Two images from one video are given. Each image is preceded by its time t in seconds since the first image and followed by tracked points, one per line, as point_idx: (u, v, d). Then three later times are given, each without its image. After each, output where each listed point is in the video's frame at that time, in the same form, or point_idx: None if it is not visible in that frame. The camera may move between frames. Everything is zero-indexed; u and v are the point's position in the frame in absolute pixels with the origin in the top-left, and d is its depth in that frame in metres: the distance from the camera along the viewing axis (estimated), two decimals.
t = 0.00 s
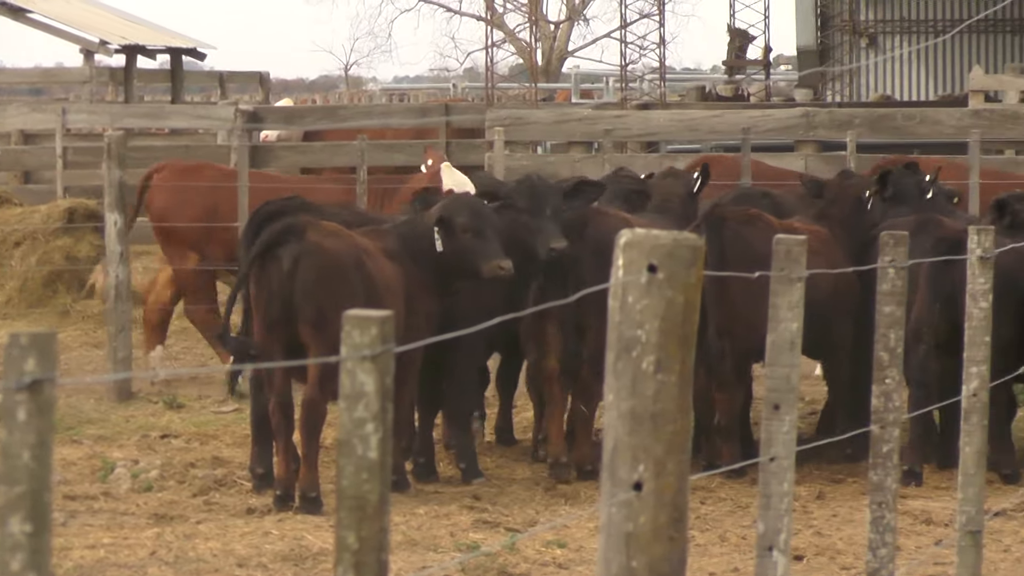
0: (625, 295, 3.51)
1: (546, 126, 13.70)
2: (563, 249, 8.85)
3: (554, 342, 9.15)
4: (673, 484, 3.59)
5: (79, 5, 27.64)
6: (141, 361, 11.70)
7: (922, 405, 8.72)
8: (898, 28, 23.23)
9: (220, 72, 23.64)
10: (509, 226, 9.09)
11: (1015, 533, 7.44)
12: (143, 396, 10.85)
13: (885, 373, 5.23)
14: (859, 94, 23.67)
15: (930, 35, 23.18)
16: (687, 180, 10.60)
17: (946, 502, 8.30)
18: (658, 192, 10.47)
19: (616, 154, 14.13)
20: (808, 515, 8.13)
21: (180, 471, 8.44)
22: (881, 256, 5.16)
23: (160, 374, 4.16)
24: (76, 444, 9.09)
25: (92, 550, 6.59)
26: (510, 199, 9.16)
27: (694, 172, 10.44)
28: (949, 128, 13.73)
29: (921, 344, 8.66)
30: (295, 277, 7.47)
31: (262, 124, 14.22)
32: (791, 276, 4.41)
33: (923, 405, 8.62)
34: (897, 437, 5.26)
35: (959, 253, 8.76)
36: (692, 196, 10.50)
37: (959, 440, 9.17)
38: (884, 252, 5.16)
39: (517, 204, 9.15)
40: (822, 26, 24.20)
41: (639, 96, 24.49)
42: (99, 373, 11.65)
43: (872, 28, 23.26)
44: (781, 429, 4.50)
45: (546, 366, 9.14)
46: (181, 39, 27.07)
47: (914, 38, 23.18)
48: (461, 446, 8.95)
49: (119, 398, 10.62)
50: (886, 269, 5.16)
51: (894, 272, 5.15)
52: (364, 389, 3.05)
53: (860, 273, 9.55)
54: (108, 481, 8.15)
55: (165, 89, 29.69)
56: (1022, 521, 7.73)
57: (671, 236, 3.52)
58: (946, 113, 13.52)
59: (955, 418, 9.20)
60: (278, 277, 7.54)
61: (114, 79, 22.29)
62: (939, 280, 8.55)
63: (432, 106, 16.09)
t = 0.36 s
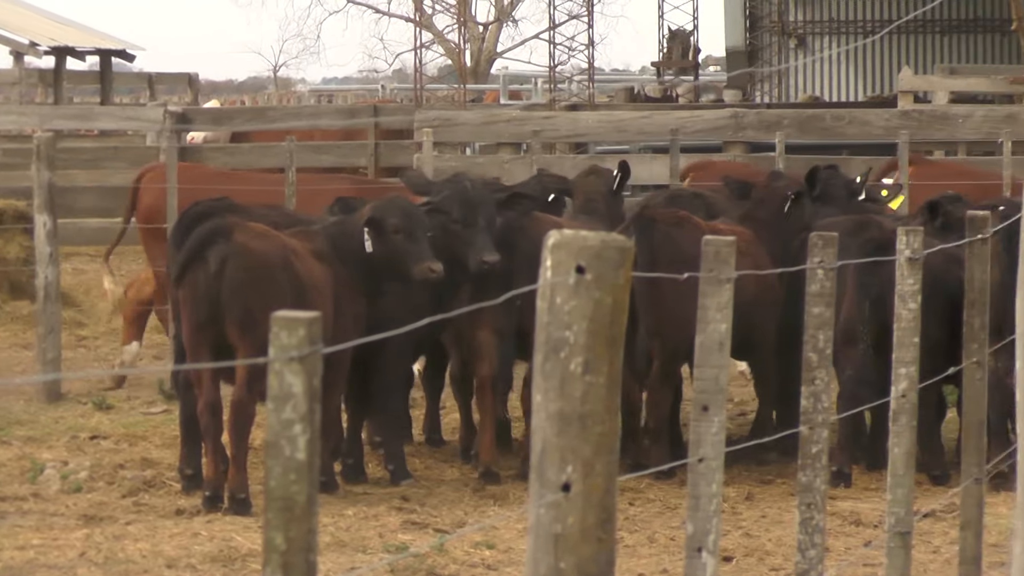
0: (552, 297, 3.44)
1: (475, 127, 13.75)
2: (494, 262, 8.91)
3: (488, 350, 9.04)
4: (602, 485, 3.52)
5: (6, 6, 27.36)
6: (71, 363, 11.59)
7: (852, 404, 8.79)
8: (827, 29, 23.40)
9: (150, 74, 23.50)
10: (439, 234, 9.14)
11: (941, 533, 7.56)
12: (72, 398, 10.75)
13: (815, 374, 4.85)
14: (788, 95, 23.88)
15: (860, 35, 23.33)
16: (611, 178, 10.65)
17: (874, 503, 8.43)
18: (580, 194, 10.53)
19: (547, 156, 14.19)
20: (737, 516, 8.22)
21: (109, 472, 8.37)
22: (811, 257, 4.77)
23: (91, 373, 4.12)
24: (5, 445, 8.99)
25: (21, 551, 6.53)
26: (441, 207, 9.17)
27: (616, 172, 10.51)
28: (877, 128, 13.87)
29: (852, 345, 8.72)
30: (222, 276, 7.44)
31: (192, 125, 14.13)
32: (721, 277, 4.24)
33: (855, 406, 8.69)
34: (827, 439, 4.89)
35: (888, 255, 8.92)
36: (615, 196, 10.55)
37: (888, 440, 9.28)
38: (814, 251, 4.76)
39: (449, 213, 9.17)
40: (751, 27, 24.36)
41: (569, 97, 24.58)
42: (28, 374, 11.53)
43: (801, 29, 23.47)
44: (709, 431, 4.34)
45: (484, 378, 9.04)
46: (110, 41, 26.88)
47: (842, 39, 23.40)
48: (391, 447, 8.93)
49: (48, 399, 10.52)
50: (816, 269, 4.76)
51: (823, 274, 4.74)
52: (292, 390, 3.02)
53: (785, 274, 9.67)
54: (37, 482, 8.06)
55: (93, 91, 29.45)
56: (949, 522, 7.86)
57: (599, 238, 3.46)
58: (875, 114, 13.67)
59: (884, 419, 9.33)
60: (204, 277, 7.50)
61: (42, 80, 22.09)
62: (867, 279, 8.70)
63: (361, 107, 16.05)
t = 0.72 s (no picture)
0: (502, 299, 3.43)
1: (423, 129, 13.76)
2: (442, 265, 8.90)
3: (444, 350, 9.06)
4: (551, 486, 3.50)
5: None
6: (21, 365, 11.49)
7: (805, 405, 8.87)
8: (775, 31, 23.59)
9: (97, 76, 23.32)
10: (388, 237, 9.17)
11: (891, 535, 7.64)
12: (21, 399, 10.64)
13: (764, 377, 4.79)
14: (738, 97, 24.01)
15: (810, 37, 23.52)
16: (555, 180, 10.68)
17: (823, 506, 8.51)
18: (522, 198, 10.54)
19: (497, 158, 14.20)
20: (687, 518, 8.27)
21: (58, 475, 8.30)
22: (759, 258, 4.73)
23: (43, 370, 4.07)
24: None
25: None
26: (390, 211, 9.19)
27: (560, 175, 10.55)
28: (826, 130, 13.95)
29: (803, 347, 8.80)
30: (171, 279, 7.40)
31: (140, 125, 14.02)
32: (669, 278, 4.21)
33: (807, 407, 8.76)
34: (776, 440, 4.82)
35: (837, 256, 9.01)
36: (558, 198, 10.58)
37: (837, 441, 9.39)
38: (763, 253, 4.72)
39: (399, 216, 9.19)
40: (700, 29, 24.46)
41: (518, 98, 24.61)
42: None
43: (750, 30, 23.65)
44: (660, 432, 4.29)
45: (438, 379, 9.07)
46: (57, 42, 26.62)
47: (791, 40, 23.56)
48: (341, 449, 8.93)
49: None
50: (764, 271, 4.72)
51: (772, 276, 4.69)
52: (241, 392, 3.00)
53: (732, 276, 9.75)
54: None
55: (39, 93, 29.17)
56: (898, 523, 7.95)
57: (548, 239, 3.45)
58: (823, 116, 13.70)
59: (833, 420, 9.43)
60: (153, 280, 7.46)
61: None
62: (816, 282, 8.78)
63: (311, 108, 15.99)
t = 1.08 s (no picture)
0: (458, 300, 3.33)
1: (379, 131, 13.77)
2: (399, 266, 8.92)
3: (404, 352, 9.06)
4: (508, 487, 3.39)
5: None
6: None
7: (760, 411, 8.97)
8: (732, 32, 23.74)
9: (53, 78, 23.21)
10: (345, 239, 9.19)
11: (848, 537, 7.71)
12: None
13: (721, 377, 4.68)
14: (694, 98, 24.11)
15: (766, 38, 23.67)
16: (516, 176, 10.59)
17: (779, 507, 8.57)
18: (473, 199, 10.56)
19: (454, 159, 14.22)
20: (644, 520, 8.30)
21: (14, 476, 8.25)
22: (716, 260, 4.61)
23: None
24: None
25: None
26: (348, 213, 9.19)
27: (509, 175, 10.50)
28: (783, 132, 14.00)
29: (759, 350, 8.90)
30: (128, 281, 7.37)
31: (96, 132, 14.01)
32: (625, 280, 4.08)
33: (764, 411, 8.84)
34: (732, 443, 4.71)
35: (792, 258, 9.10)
36: (511, 196, 10.56)
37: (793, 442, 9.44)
38: (719, 255, 4.59)
39: (357, 218, 9.20)
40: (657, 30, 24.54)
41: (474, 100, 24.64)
42: None
43: (707, 32, 23.79)
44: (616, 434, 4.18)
45: (399, 383, 9.04)
46: (11, 44, 26.47)
47: (748, 42, 23.72)
48: (297, 451, 8.89)
49: None
50: (721, 273, 4.60)
51: (729, 278, 4.59)
52: (197, 394, 2.97)
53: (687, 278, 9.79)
54: None
55: None
56: (855, 525, 8.01)
57: (504, 241, 3.35)
58: (780, 118, 13.75)
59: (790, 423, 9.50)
60: (110, 283, 7.42)
61: None
62: (772, 286, 8.87)
63: (268, 109, 15.95)
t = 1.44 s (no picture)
0: (406, 302, 3.35)
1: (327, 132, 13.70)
2: (348, 268, 8.92)
3: (352, 354, 9.05)
4: (457, 487, 3.41)
5: None
6: None
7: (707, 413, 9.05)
8: (681, 34, 23.96)
9: None
10: (293, 239, 9.15)
11: (796, 538, 7.78)
12: None
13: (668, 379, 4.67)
14: (643, 100, 24.23)
15: (715, 40, 23.89)
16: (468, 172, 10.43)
17: (727, 509, 8.64)
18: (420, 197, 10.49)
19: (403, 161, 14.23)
20: (592, 522, 8.34)
21: None
22: (664, 261, 4.61)
23: None
24: None
25: None
26: (295, 213, 9.13)
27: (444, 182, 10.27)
28: (731, 133, 14.07)
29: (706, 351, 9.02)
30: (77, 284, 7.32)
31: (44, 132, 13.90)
32: (574, 283, 4.08)
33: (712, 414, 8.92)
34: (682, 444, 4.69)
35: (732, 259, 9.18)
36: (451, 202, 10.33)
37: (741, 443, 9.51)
38: (668, 256, 4.59)
39: (304, 219, 9.16)
40: (605, 32, 24.65)
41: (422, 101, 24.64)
42: None
43: (655, 34, 23.98)
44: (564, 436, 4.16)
45: (344, 384, 9.01)
46: None
47: (697, 44, 23.96)
48: (245, 452, 8.85)
49: None
50: (670, 273, 4.62)
51: (678, 279, 4.61)
52: (147, 396, 2.96)
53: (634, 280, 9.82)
54: None
55: None
56: (802, 526, 8.08)
57: (452, 242, 3.36)
58: (729, 119, 13.82)
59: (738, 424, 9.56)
60: (59, 285, 7.37)
61: None
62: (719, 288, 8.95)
63: (217, 111, 15.89)
